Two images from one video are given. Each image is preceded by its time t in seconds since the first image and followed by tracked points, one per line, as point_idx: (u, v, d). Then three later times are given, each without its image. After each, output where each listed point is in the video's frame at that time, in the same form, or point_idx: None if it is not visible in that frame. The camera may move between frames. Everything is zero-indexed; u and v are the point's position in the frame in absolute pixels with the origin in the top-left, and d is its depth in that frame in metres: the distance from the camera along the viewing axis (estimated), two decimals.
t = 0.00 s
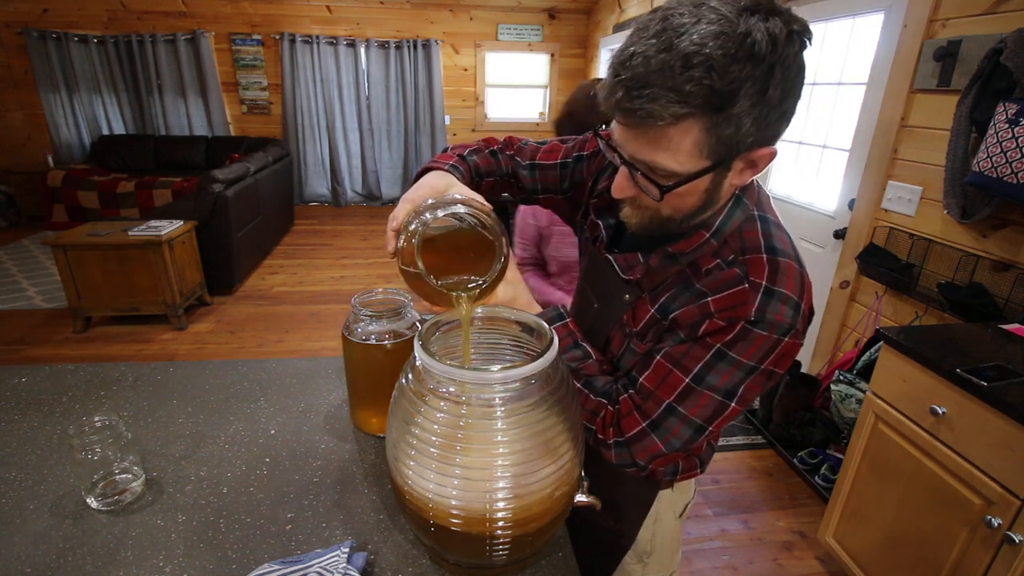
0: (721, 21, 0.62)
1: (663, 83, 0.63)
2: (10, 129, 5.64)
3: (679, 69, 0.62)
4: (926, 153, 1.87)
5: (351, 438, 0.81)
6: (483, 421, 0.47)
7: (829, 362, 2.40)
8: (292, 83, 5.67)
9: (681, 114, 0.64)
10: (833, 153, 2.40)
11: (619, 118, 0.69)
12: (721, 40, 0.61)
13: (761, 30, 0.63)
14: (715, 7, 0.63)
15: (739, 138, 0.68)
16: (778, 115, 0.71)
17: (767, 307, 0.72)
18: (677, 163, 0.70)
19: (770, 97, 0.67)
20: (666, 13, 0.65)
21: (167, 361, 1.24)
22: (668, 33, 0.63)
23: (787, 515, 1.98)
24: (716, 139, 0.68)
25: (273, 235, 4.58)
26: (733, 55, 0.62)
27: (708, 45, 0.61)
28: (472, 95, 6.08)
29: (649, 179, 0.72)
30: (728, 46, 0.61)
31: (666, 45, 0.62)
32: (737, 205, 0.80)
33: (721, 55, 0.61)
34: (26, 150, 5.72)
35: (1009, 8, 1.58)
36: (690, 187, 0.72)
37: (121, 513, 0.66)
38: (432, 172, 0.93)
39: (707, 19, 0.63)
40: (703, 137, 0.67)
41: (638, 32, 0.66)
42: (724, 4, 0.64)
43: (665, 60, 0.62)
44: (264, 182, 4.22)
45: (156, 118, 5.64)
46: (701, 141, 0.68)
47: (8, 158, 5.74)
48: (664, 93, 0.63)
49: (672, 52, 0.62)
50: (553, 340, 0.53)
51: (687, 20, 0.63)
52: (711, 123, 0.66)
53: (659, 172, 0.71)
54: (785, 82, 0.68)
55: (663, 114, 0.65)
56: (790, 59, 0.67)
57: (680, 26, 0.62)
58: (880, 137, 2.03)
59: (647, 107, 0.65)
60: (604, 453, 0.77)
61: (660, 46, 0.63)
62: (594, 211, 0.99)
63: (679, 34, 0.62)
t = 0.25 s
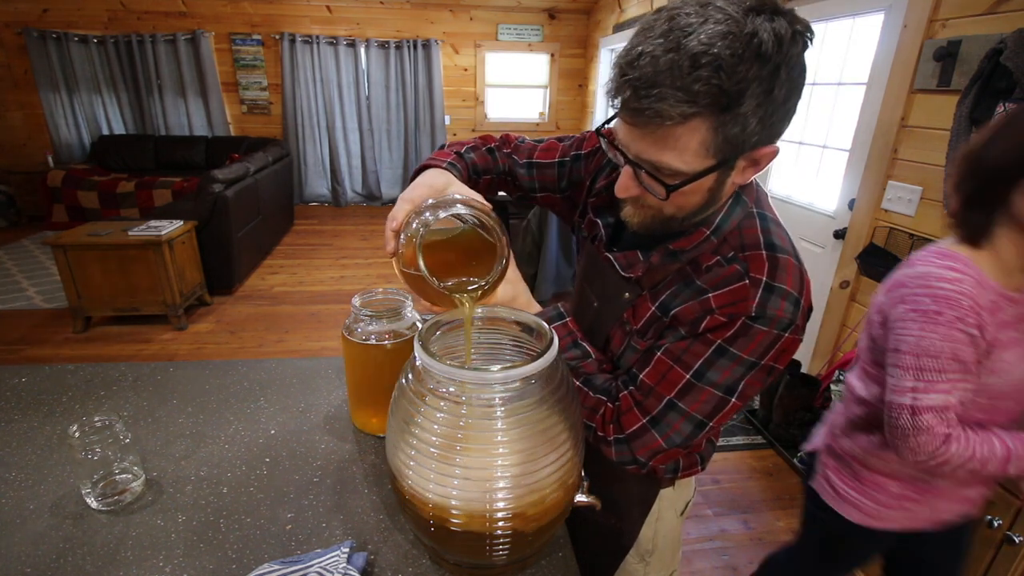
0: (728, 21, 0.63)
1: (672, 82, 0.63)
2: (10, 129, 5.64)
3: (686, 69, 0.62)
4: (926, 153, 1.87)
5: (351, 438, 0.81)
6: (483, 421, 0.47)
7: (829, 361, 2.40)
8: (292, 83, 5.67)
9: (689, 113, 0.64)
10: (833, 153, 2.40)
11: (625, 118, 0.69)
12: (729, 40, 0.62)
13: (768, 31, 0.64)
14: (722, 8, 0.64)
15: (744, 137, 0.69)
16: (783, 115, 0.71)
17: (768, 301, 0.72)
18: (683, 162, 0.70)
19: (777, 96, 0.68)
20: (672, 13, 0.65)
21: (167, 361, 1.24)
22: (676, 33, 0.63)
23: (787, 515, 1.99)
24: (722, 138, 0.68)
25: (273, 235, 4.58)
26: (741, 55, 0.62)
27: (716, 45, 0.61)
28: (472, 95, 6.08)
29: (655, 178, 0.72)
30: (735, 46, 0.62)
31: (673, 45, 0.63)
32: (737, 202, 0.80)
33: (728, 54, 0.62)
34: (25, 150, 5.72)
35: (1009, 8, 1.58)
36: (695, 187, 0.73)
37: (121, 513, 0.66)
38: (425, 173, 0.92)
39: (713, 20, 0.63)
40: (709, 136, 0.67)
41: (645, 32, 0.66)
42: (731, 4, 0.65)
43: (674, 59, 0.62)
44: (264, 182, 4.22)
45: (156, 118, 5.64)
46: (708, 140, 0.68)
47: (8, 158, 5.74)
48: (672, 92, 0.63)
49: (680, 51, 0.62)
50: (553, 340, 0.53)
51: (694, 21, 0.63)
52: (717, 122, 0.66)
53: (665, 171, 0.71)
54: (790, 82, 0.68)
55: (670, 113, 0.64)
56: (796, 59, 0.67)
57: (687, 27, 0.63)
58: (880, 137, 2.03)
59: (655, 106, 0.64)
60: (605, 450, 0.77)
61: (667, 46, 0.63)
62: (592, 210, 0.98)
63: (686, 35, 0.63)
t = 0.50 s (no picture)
0: (721, 23, 0.62)
1: (664, 85, 0.63)
2: (11, 130, 5.65)
3: (679, 71, 0.62)
4: (925, 153, 1.87)
5: (351, 438, 0.81)
6: (482, 421, 0.47)
7: (829, 361, 2.40)
8: (292, 83, 5.67)
9: (681, 115, 0.64)
10: (832, 153, 2.40)
11: (620, 119, 0.69)
12: (722, 42, 0.61)
13: (760, 32, 0.63)
14: (714, 9, 0.63)
15: (739, 138, 0.68)
16: (777, 116, 0.71)
17: (764, 303, 0.72)
18: (677, 164, 0.69)
19: (770, 98, 0.67)
20: (666, 15, 0.65)
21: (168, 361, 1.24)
22: (669, 35, 0.63)
23: (787, 515, 1.98)
24: (715, 139, 0.68)
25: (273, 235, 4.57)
26: (733, 57, 0.62)
27: (708, 48, 0.61)
28: (472, 95, 6.08)
29: (650, 179, 0.72)
30: (727, 48, 0.61)
31: (666, 48, 0.62)
32: (735, 204, 0.80)
33: (720, 56, 0.61)
34: (26, 150, 5.72)
35: (1009, 8, 1.58)
36: (689, 187, 0.72)
37: (121, 512, 0.66)
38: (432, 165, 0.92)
39: (707, 21, 0.62)
40: (702, 137, 0.67)
41: (638, 34, 0.67)
42: (723, 5, 0.64)
43: (666, 62, 0.62)
44: (264, 183, 4.22)
45: (156, 118, 5.64)
46: (701, 141, 0.68)
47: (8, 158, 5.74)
48: (664, 94, 0.63)
49: (672, 54, 0.62)
50: (553, 340, 0.53)
51: (687, 23, 0.63)
52: (710, 124, 0.66)
53: (659, 171, 0.71)
54: (784, 83, 0.68)
55: (663, 115, 0.65)
56: (789, 60, 0.67)
57: (680, 28, 0.62)
58: (880, 137, 2.03)
59: (648, 108, 0.65)
60: (599, 447, 0.77)
61: (660, 48, 0.63)
62: (592, 209, 0.99)
63: (679, 37, 0.62)
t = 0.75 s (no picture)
0: (725, 25, 0.62)
1: (668, 87, 0.63)
2: (11, 130, 5.64)
3: (682, 73, 0.62)
4: (925, 153, 1.87)
5: (351, 438, 0.81)
6: (483, 421, 0.47)
7: (829, 361, 2.40)
8: (292, 83, 5.66)
9: (683, 117, 0.64)
10: (833, 153, 2.40)
11: (622, 121, 0.69)
12: (726, 45, 0.61)
13: (764, 35, 0.63)
14: (720, 11, 0.63)
15: (741, 141, 0.68)
16: (779, 119, 0.71)
17: (763, 305, 0.72)
18: (680, 166, 0.70)
19: (772, 101, 0.67)
20: (670, 16, 0.64)
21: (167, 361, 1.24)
22: (673, 37, 0.62)
23: (787, 515, 1.98)
24: (718, 141, 0.68)
25: (273, 235, 4.57)
26: (737, 58, 0.62)
27: (712, 50, 0.61)
28: (472, 95, 6.08)
29: (652, 180, 0.72)
30: (732, 51, 0.61)
31: (670, 49, 0.62)
32: (734, 205, 0.80)
33: (725, 59, 0.61)
34: (25, 150, 5.72)
35: (1009, 9, 1.58)
36: (691, 188, 0.72)
37: (121, 512, 0.66)
38: (430, 167, 0.91)
39: (711, 23, 0.62)
40: (705, 139, 0.67)
41: (641, 35, 0.66)
42: (728, 7, 0.63)
43: (670, 64, 0.62)
44: (264, 183, 4.22)
45: (156, 118, 5.64)
46: (704, 144, 0.68)
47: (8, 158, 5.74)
48: (668, 96, 0.63)
49: (676, 56, 0.62)
50: (553, 340, 0.53)
51: (691, 24, 0.62)
52: (713, 127, 0.66)
53: (660, 172, 0.71)
54: (787, 86, 0.68)
55: (666, 117, 0.65)
56: (792, 63, 0.67)
57: (684, 30, 0.62)
58: (880, 137, 2.03)
59: (652, 110, 0.65)
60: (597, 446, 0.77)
61: (664, 50, 0.62)
62: (592, 209, 0.99)
63: (683, 39, 0.62)
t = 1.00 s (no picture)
0: (733, 26, 0.62)
1: (675, 87, 0.63)
2: (11, 130, 5.64)
3: (690, 74, 0.62)
4: (925, 153, 1.87)
5: (351, 438, 0.81)
6: (483, 422, 0.47)
7: (829, 361, 2.40)
8: (292, 83, 5.66)
9: (690, 117, 0.65)
10: (833, 153, 2.40)
11: (629, 121, 0.69)
12: (734, 46, 0.61)
13: (772, 37, 0.63)
14: (728, 12, 0.63)
15: (747, 142, 0.69)
16: (786, 121, 0.71)
17: (764, 306, 0.73)
18: (684, 166, 0.70)
19: (779, 104, 0.68)
20: (678, 17, 0.64)
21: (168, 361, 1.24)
22: (680, 37, 0.62)
23: (787, 515, 1.98)
24: (724, 142, 0.68)
25: (273, 235, 4.57)
26: (745, 60, 0.62)
27: (720, 51, 0.61)
28: (472, 95, 6.08)
29: (656, 179, 0.73)
30: (740, 52, 0.61)
31: (677, 49, 0.62)
32: (737, 205, 0.80)
33: (732, 60, 0.61)
34: (26, 150, 5.72)
35: (1009, 8, 1.58)
36: (696, 188, 0.72)
37: (121, 512, 0.66)
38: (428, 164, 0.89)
39: (719, 24, 0.62)
40: (711, 140, 0.67)
41: (649, 35, 0.66)
42: (737, 8, 0.63)
43: (678, 64, 0.62)
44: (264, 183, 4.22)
45: (157, 118, 5.64)
46: (709, 144, 0.68)
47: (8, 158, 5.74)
48: (675, 96, 0.63)
49: (684, 56, 0.62)
50: (553, 340, 0.53)
51: (699, 25, 0.62)
52: (719, 128, 0.66)
53: (666, 172, 0.71)
54: (794, 88, 0.68)
55: (673, 118, 0.65)
56: (800, 65, 0.67)
57: (691, 31, 0.62)
58: (880, 137, 2.03)
59: (659, 110, 0.65)
60: (595, 444, 0.77)
61: (671, 50, 0.63)
62: (595, 207, 0.99)
63: (690, 39, 0.62)
